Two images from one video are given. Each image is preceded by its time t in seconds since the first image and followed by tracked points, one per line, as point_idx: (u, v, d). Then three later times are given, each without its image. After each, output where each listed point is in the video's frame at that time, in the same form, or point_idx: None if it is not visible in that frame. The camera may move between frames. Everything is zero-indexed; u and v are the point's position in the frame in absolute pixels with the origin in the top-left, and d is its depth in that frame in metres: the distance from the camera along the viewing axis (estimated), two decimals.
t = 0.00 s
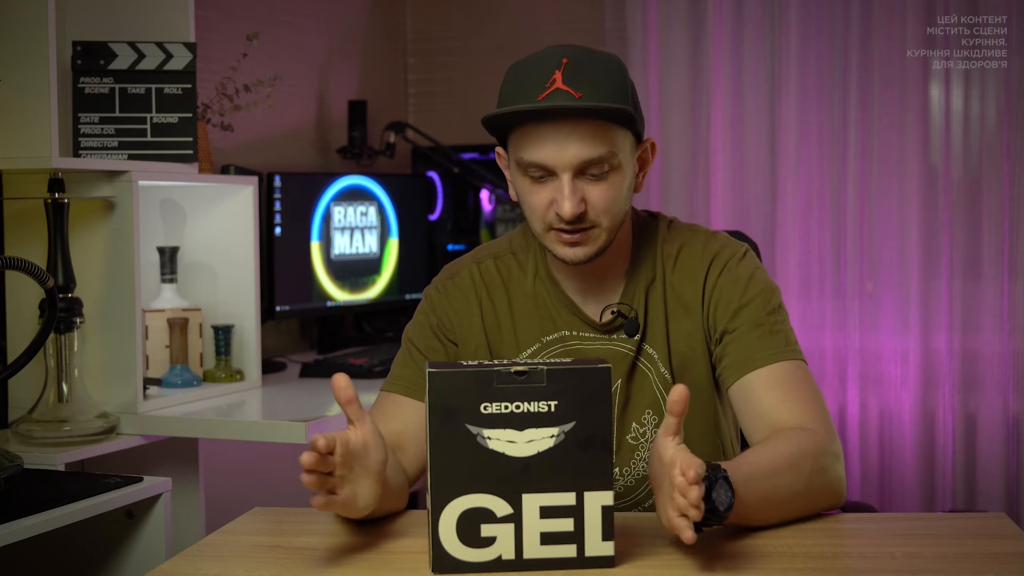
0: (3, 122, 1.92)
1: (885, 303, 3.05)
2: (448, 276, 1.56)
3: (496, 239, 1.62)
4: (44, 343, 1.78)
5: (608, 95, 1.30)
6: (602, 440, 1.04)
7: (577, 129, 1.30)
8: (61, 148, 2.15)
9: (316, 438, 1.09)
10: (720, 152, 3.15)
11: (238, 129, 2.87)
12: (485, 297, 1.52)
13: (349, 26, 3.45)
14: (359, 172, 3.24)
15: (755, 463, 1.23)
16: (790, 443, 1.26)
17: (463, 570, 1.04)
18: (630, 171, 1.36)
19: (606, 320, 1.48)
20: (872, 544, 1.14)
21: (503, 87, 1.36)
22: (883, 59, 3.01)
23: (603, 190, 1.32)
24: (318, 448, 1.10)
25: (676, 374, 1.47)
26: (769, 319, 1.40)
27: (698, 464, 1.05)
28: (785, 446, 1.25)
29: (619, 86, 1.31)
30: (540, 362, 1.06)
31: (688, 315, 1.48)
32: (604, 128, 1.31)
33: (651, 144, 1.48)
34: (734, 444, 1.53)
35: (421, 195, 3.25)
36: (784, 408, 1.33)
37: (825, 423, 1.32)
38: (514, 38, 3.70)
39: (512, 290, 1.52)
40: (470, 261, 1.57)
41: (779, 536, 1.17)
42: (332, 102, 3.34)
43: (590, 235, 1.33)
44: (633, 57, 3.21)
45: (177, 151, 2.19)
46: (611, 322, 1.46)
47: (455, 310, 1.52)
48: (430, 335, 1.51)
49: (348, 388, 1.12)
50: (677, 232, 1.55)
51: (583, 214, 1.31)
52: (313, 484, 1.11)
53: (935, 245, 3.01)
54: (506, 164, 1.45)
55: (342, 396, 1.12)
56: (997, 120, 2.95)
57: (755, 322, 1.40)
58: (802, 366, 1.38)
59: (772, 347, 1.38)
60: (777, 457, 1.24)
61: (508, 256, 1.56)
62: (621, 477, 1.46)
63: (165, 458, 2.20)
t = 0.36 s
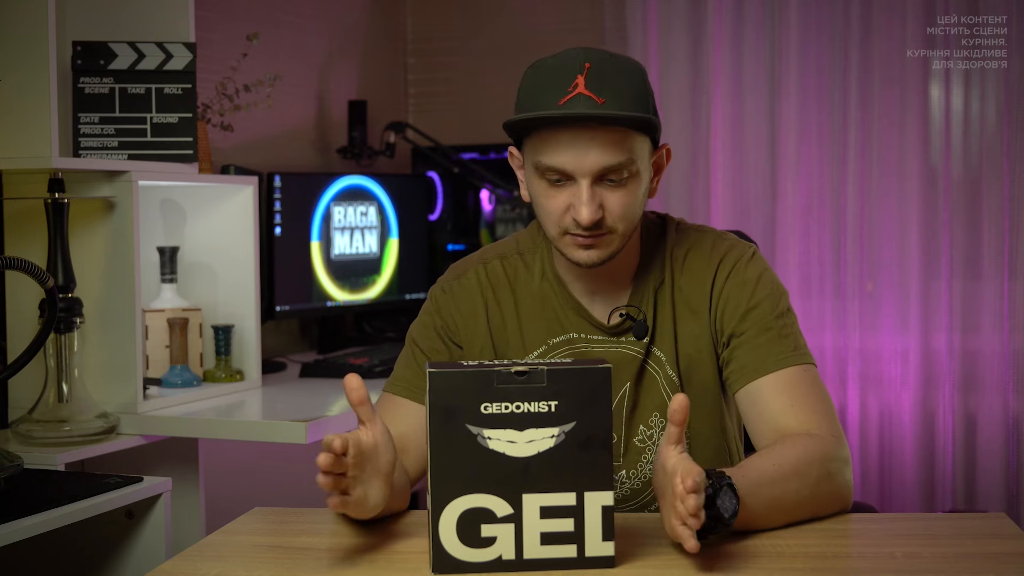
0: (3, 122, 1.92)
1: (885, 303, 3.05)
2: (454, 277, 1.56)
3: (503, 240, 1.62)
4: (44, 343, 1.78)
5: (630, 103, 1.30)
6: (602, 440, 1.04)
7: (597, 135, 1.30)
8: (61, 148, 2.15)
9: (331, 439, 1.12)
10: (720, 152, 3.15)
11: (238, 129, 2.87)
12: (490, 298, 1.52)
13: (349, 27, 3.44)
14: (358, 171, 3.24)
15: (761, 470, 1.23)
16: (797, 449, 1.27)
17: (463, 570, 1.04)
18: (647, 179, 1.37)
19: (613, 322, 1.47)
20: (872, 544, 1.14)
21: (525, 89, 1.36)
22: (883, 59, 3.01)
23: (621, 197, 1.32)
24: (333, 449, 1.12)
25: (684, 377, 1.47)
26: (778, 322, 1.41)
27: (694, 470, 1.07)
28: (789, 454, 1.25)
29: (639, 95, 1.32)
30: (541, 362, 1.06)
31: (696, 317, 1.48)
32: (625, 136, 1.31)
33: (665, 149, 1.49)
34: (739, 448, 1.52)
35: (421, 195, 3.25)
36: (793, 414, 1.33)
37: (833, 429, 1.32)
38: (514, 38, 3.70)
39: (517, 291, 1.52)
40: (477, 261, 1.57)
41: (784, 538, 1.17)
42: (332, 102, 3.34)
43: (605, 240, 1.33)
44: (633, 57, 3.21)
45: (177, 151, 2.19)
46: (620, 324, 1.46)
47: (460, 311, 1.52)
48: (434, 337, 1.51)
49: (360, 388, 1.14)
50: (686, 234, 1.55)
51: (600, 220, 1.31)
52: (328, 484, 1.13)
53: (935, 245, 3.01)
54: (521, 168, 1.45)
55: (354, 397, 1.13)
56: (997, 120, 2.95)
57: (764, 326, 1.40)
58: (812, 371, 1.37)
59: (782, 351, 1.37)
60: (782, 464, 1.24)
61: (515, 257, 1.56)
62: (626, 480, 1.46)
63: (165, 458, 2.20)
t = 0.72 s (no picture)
0: (3, 122, 1.92)
1: (885, 303, 3.05)
2: (454, 278, 1.56)
3: (503, 242, 1.62)
4: (44, 343, 1.78)
5: (634, 109, 1.30)
6: (602, 440, 1.04)
7: (600, 140, 1.30)
8: (61, 148, 2.15)
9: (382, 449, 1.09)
10: (720, 152, 3.15)
11: (238, 129, 2.87)
12: (491, 299, 1.52)
13: (349, 27, 3.45)
14: (358, 171, 3.24)
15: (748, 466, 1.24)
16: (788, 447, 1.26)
17: (463, 570, 1.04)
18: (649, 181, 1.37)
19: (613, 324, 1.47)
20: (872, 544, 1.14)
21: (529, 91, 1.36)
22: (883, 59, 3.01)
23: (622, 203, 1.32)
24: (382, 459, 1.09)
25: (683, 378, 1.47)
26: (777, 322, 1.41)
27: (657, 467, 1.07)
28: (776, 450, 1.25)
29: (644, 100, 1.32)
30: (541, 362, 1.06)
31: (695, 317, 1.47)
32: (628, 141, 1.31)
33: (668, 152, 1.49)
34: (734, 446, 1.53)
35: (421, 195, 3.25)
36: (787, 412, 1.32)
37: (826, 427, 1.31)
38: (515, 38, 3.70)
39: (518, 293, 1.52)
40: (477, 263, 1.57)
41: (778, 536, 1.18)
42: (332, 102, 3.34)
43: (606, 245, 1.34)
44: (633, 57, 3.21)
45: (177, 151, 2.19)
46: (619, 325, 1.46)
47: (460, 312, 1.52)
48: (435, 338, 1.51)
49: (401, 397, 1.13)
50: (687, 236, 1.55)
51: (601, 224, 1.31)
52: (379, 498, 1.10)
53: (935, 245, 3.01)
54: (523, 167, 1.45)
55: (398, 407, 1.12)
56: (997, 120, 2.95)
57: (762, 326, 1.40)
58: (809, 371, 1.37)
59: (779, 350, 1.37)
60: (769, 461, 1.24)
61: (515, 259, 1.56)
62: (625, 479, 1.46)
63: (165, 458, 2.20)
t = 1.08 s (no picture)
0: (3, 122, 1.92)
1: (884, 303, 3.05)
2: (454, 279, 1.56)
3: (502, 244, 1.62)
4: (44, 343, 1.78)
5: (627, 102, 1.31)
6: (602, 433, 1.04)
7: (594, 132, 1.30)
8: (61, 148, 2.15)
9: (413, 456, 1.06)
10: (720, 152, 3.15)
11: (238, 129, 2.87)
12: (490, 300, 1.52)
13: (349, 27, 3.45)
14: (358, 172, 3.24)
15: (743, 470, 1.24)
16: (784, 447, 1.26)
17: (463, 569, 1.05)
18: (645, 177, 1.37)
19: (612, 325, 1.47)
20: (872, 544, 1.14)
21: (523, 87, 1.36)
22: (883, 59, 3.01)
23: (617, 196, 1.32)
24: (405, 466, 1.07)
25: (683, 379, 1.47)
26: (776, 322, 1.40)
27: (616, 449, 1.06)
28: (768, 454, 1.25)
29: (638, 94, 1.33)
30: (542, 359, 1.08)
31: (694, 318, 1.47)
32: (622, 134, 1.31)
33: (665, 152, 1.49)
34: (734, 448, 1.52)
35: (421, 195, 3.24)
36: (786, 411, 1.33)
37: (822, 426, 1.31)
38: (515, 38, 3.70)
39: (518, 294, 1.52)
40: (477, 265, 1.57)
41: (778, 536, 1.18)
42: (332, 102, 3.34)
43: (601, 239, 1.33)
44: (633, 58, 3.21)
45: (177, 151, 2.19)
46: (617, 327, 1.46)
47: (459, 313, 1.52)
48: (433, 338, 1.51)
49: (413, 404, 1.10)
50: (686, 238, 1.55)
51: (595, 218, 1.31)
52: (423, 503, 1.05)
53: (935, 245, 3.01)
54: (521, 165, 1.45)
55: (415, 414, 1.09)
56: (997, 120, 2.95)
57: (761, 326, 1.40)
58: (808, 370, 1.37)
59: (779, 351, 1.37)
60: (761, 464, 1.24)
61: (515, 261, 1.56)
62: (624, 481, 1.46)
63: (165, 458, 2.20)
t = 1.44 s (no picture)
0: (3, 122, 1.92)
1: (884, 303, 3.05)
2: (456, 279, 1.56)
3: (505, 244, 1.62)
4: (44, 343, 1.78)
5: (641, 109, 1.31)
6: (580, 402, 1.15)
7: (604, 136, 1.30)
8: (61, 148, 2.15)
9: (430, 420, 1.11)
10: (720, 152, 3.15)
11: (238, 129, 2.87)
12: (492, 302, 1.52)
13: (349, 27, 3.45)
14: (358, 172, 3.24)
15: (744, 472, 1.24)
16: (784, 451, 1.27)
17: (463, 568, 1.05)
18: (652, 186, 1.37)
19: (614, 330, 1.47)
20: (873, 544, 1.14)
21: (539, 84, 1.36)
22: (883, 59, 3.01)
23: (621, 202, 1.32)
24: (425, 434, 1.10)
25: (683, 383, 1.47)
26: (777, 325, 1.40)
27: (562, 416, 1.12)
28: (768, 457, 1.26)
29: (654, 103, 1.33)
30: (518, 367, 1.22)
31: (694, 321, 1.47)
32: (633, 141, 1.31)
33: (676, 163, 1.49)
34: (735, 451, 1.52)
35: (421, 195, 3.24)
36: (788, 414, 1.33)
37: (825, 428, 1.31)
38: (515, 38, 3.70)
39: (520, 296, 1.52)
40: (480, 265, 1.57)
41: (781, 536, 1.18)
42: (332, 102, 3.34)
43: (602, 244, 1.33)
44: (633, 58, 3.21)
45: (177, 151, 2.19)
46: (621, 332, 1.46)
47: (462, 314, 1.52)
48: (435, 339, 1.51)
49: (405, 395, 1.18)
50: (685, 239, 1.55)
51: (598, 222, 1.31)
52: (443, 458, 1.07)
53: (935, 244, 3.01)
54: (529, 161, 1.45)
55: (420, 396, 1.18)
56: (997, 120, 2.95)
57: (762, 328, 1.40)
58: (813, 371, 1.37)
59: (783, 354, 1.37)
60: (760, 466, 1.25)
61: (518, 262, 1.56)
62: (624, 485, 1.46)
63: (165, 459, 2.19)
